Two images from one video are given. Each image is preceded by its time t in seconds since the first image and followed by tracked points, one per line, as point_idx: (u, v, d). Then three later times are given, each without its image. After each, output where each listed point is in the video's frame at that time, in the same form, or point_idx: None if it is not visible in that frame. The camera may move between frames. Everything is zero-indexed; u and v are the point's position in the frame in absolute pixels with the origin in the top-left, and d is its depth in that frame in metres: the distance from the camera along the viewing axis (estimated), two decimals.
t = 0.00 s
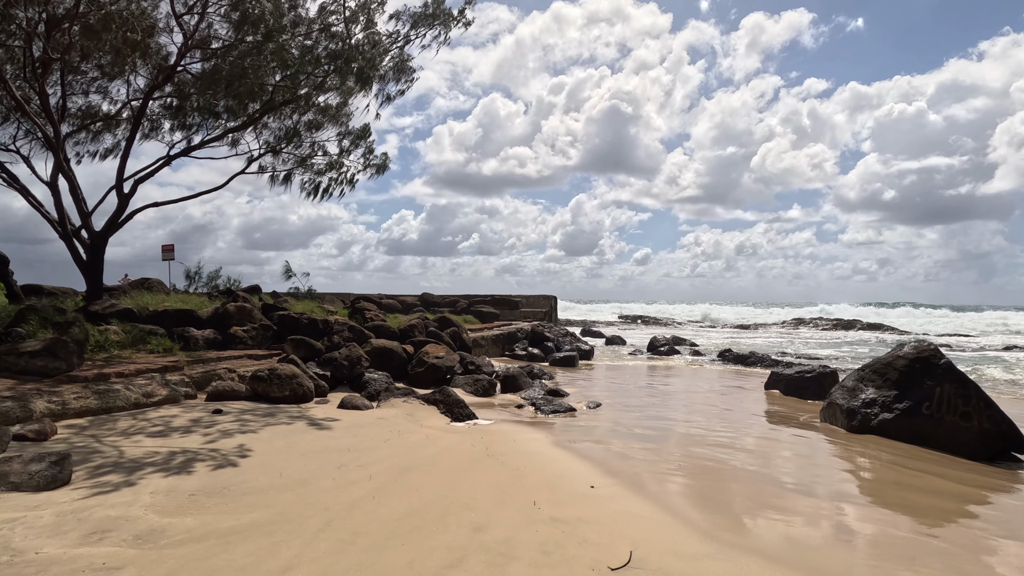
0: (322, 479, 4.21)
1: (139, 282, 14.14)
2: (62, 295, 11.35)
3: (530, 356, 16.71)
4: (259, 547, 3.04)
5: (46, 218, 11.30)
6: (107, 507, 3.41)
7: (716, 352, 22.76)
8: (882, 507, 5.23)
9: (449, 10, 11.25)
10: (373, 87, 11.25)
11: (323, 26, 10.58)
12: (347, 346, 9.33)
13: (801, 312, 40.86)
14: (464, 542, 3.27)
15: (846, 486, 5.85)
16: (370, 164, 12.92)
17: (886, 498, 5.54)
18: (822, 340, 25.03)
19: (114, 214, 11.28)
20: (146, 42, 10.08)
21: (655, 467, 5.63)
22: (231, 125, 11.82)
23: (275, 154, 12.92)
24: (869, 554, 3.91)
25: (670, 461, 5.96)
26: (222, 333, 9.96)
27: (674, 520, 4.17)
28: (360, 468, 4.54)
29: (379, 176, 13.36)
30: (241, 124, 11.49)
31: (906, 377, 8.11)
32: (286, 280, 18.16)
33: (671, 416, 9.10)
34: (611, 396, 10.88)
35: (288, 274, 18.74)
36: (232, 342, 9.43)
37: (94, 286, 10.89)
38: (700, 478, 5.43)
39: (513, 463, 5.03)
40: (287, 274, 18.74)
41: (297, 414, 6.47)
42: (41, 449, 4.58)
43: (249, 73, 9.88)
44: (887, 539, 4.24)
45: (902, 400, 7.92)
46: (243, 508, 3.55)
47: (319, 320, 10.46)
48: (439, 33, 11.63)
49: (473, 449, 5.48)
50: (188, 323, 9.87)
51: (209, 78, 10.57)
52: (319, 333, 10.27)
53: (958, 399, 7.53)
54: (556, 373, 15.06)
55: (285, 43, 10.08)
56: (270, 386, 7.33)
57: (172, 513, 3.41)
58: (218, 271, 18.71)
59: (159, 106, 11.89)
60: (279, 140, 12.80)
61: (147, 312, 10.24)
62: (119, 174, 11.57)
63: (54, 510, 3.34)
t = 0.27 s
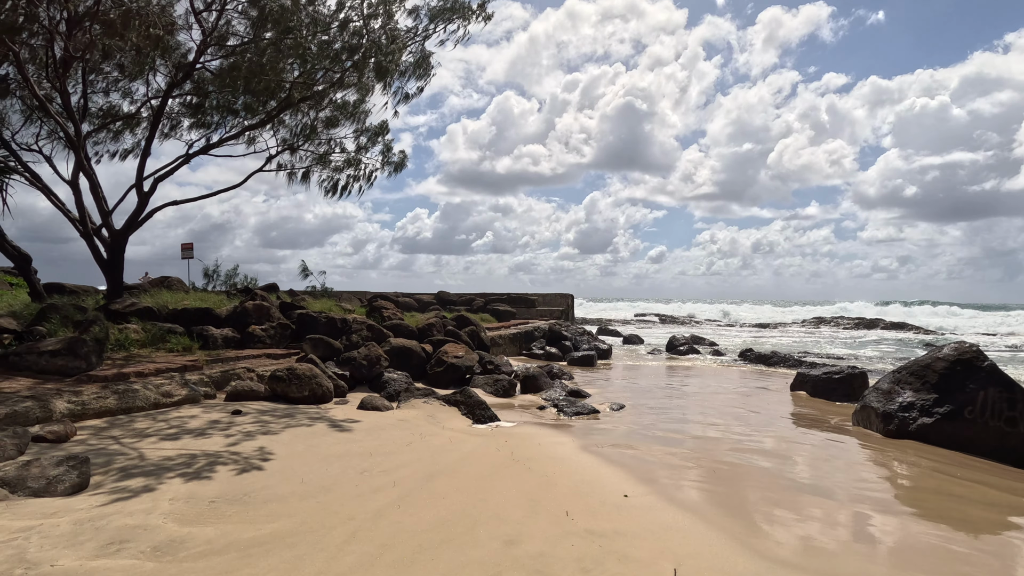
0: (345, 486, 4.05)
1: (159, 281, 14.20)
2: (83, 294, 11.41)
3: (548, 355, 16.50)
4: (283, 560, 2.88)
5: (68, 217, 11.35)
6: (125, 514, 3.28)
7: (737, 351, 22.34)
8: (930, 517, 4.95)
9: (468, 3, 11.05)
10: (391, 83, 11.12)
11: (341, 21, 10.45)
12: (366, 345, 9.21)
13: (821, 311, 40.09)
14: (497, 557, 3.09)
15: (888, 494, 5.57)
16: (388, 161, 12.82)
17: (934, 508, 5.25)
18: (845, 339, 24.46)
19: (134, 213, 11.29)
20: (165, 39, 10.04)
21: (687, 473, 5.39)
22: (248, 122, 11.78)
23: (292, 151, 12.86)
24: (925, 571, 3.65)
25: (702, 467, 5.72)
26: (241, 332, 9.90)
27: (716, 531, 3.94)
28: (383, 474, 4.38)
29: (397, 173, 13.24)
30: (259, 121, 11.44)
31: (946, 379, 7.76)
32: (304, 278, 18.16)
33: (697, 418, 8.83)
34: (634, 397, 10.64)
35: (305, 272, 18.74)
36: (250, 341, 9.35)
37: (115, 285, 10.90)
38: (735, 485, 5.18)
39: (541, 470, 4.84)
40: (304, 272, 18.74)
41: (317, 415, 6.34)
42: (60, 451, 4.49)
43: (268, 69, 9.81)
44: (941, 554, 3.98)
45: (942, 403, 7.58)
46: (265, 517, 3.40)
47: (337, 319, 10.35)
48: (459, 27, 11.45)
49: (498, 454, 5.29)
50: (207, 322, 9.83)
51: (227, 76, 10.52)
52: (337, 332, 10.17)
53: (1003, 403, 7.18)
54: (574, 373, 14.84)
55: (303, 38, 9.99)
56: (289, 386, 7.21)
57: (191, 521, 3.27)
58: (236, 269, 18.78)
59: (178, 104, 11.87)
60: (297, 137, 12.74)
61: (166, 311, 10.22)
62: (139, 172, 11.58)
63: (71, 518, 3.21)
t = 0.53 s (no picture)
0: (352, 499, 3.81)
1: (167, 282, 14.09)
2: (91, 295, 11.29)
3: (559, 358, 16.21)
4: None
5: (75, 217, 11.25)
6: (117, 532, 3.06)
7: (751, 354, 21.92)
8: (975, 533, 4.63)
9: None
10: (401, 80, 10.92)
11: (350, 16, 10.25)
12: (374, 347, 8.98)
13: (835, 313, 39.45)
14: None
15: (926, 507, 5.25)
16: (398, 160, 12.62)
17: (977, 522, 4.92)
18: (862, 342, 23.96)
19: (141, 213, 11.16)
20: (172, 37, 9.90)
21: (712, 484, 5.11)
22: (256, 121, 11.64)
23: (300, 150, 12.70)
24: None
25: (727, 477, 5.42)
26: (248, 334, 9.72)
27: (751, 549, 3.65)
28: (393, 485, 4.14)
29: (406, 172, 13.04)
30: (267, 119, 11.28)
31: (980, 385, 7.42)
32: (312, 279, 18.01)
33: (717, 424, 8.52)
34: (649, 402, 10.33)
35: (314, 274, 18.58)
36: (257, 343, 9.17)
37: (122, 286, 10.77)
38: (764, 497, 4.89)
39: (559, 481, 4.58)
40: (313, 274, 18.59)
41: (324, 421, 6.11)
42: (55, 459, 4.29)
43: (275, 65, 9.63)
44: None
45: (977, 410, 7.23)
46: (267, 535, 3.17)
47: (345, 320, 10.15)
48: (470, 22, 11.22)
49: (513, 463, 5.04)
50: (214, 324, 9.66)
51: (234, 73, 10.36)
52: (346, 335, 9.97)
53: None
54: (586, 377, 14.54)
55: (311, 34, 9.81)
56: (296, 390, 7.00)
57: (188, 540, 3.04)
58: (245, 270, 18.67)
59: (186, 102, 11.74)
60: (305, 136, 12.57)
61: (173, 312, 10.06)
62: (146, 172, 11.45)
63: (59, 535, 2.99)
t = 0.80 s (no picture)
0: (359, 516, 3.60)
1: (170, 282, 13.93)
2: (93, 296, 11.14)
3: (567, 359, 15.95)
4: None
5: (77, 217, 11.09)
6: (105, 555, 2.84)
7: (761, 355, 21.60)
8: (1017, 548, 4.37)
9: None
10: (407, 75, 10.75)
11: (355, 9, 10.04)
12: (380, 350, 8.76)
13: (844, 312, 39.01)
14: None
15: (962, 520, 4.98)
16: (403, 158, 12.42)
17: (1018, 536, 4.65)
18: (874, 343, 23.59)
19: (144, 213, 10.99)
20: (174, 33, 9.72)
21: (735, 496, 4.85)
22: (260, 119, 11.47)
23: (304, 148, 12.51)
24: None
25: (750, 488, 5.16)
26: (251, 337, 9.52)
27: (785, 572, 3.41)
28: (402, 500, 3.92)
29: (412, 171, 12.84)
30: (270, 116, 11.11)
31: (1010, 391, 7.15)
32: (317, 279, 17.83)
33: (732, 429, 8.25)
34: (661, 406, 10.07)
35: (318, 274, 18.40)
36: (260, 346, 8.97)
37: (124, 287, 10.60)
38: (791, 510, 4.63)
39: (576, 495, 4.35)
40: (318, 274, 18.40)
41: (329, 428, 5.89)
42: (47, 470, 4.08)
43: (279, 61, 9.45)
44: None
45: (1007, 418, 6.95)
46: (267, 558, 2.95)
47: (350, 322, 9.94)
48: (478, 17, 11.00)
49: (526, 474, 4.82)
50: (217, 326, 9.47)
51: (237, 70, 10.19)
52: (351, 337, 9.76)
53: None
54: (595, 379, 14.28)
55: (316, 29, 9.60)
56: (299, 395, 6.79)
57: (181, 564, 2.82)
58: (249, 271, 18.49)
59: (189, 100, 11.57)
60: (309, 134, 12.39)
61: (176, 314, 9.88)
62: (149, 171, 11.29)
63: (43, 560, 2.77)
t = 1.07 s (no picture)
0: (369, 526, 3.42)
1: (174, 283, 13.80)
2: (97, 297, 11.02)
3: (575, 361, 15.72)
4: None
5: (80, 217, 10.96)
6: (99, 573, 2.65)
7: (770, 357, 21.31)
8: None
9: None
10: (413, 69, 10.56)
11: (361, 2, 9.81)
12: (387, 351, 8.58)
13: (852, 313, 38.61)
14: None
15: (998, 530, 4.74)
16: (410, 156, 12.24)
17: None
18: (885, 344, 23.26)
19: (147, 212, 10.85)
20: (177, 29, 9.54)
21: (759, 506, 4.64)
22: (264, 118, 11.31)
23: (309, 147, 12.35)
24: None
25: (774, 497, 4.95)
26: (256, 338, 9.36)
27: None
28: (413, 509, 3.75)
29: (418, 170, 12.63)
30: (274, 114, 10.94)
31: None
32: (323, 279, 17.69)
33: (749, 433, 8.02)
34: (673, 408, 9.84)
35: (323, 274, 18.23)
36: (265, 347, 8.80)
37: (127, 288, 10.46)
38: (820, 522, 4.41)
39: (595, 506, 4.17)
40: (323, 274, 18.24)
41: (335, 432, 5.70)
42: (42, 478, 3.91)
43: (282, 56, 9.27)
44: None
45: None
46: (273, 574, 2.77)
47: (356, 323, 9.75)
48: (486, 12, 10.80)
49: (541, 481, 4.64)
50: (221, 327, 9.31)
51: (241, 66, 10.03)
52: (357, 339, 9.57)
53: None
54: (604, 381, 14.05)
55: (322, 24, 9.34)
56: (305, 398, 6.60)
57: None
58: (254, 271, 18.36)
59: (192, 98, 11.43)
60: (314, 132, 12.23)
61: (179, 314, 9.72)
62: (152, 170, 11.14)
63: None
